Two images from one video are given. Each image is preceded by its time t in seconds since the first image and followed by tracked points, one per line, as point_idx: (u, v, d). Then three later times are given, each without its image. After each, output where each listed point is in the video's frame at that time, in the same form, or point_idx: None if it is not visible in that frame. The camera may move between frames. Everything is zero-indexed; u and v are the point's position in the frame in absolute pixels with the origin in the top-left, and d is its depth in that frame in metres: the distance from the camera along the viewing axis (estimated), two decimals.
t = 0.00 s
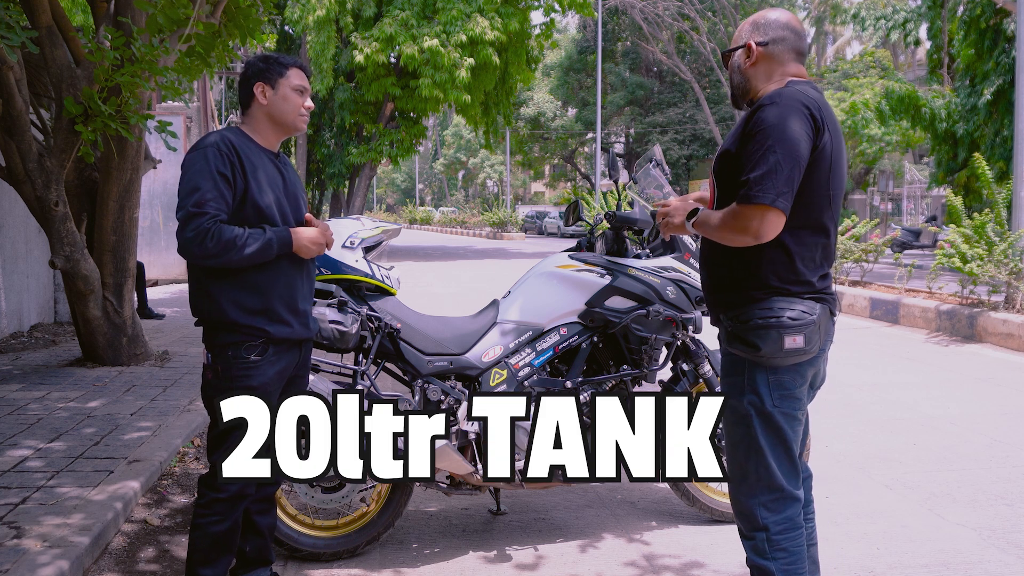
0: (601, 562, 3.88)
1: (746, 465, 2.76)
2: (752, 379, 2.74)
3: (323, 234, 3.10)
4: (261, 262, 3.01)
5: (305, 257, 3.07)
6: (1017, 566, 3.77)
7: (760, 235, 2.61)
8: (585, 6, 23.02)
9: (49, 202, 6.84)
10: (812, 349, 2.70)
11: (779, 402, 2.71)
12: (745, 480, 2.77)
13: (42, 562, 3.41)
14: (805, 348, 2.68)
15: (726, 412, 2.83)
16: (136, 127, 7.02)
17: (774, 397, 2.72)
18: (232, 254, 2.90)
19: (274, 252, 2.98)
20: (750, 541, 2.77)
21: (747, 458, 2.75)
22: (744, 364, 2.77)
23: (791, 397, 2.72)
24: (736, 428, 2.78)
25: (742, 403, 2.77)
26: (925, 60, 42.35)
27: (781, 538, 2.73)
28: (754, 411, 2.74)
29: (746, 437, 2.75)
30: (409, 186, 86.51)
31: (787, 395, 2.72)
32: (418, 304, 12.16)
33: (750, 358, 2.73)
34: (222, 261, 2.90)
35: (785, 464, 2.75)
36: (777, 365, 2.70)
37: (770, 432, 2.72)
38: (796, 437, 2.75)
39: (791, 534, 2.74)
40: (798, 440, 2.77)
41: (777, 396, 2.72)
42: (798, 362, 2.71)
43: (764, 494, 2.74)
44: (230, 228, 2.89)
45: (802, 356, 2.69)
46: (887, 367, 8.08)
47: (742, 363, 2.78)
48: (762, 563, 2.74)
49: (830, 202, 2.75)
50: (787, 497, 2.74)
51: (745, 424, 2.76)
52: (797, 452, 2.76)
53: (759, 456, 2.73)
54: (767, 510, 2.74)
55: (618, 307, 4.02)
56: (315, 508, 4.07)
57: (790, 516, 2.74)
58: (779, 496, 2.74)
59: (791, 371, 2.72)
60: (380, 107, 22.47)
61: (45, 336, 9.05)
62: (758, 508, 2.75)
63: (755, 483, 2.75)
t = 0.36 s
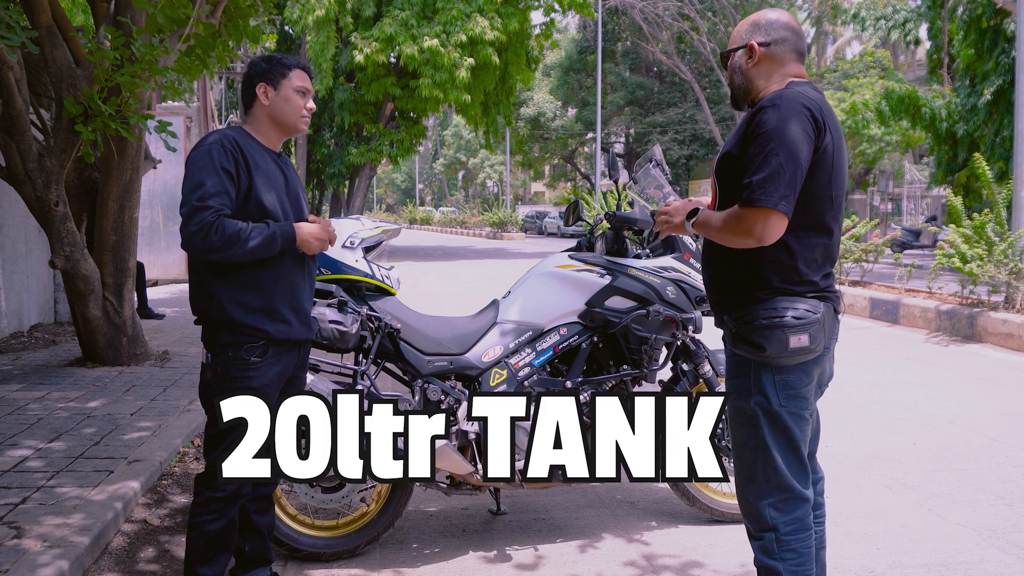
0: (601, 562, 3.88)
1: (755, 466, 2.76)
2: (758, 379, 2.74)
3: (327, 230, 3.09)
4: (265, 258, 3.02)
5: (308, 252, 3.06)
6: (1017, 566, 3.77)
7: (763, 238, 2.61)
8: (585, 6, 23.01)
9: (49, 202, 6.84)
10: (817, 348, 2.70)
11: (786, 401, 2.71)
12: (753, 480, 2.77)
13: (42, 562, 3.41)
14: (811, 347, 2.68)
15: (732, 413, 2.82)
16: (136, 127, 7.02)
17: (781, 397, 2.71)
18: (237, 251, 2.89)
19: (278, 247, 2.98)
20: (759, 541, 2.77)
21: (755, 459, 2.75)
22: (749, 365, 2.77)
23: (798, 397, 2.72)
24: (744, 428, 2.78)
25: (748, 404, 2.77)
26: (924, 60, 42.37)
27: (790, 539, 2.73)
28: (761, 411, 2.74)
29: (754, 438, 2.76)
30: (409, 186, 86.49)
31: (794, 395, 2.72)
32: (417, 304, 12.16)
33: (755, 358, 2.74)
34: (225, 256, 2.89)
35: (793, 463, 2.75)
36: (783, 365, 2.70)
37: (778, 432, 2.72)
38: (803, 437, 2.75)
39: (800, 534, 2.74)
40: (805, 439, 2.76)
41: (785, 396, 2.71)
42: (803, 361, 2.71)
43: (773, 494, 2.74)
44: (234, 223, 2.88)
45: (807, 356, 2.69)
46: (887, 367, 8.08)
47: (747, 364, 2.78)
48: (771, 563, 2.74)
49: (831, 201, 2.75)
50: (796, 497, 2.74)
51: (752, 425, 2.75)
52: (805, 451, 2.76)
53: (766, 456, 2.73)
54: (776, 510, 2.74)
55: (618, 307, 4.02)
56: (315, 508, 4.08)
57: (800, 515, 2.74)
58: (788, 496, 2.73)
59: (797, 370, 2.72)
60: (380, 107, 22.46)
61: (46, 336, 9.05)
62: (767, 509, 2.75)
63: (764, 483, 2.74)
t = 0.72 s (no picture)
0: (601, 562, 3.88)
1: (752, 466, 2.76)
2: (755, 379, 2.74)
3: (327, 230, 3.08)
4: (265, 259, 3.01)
5: (310, 251, 3.06)
6: (1017, 566, 3.77)
7: (752, 236, 2.61)
8: (585, 5, 23.01)
9: (49, 202, 6.84)
10: (814, 348, 2.69)
11: (783, 402, 2.71)
12: (751, 480, 2.77)
13: (41, 562, 3.41)
14: (807, 348, 2.67)
15: (730, 412, 2.83)
16: (136, 127, 7.02)
17: (777, 397, 2.71)
18: (235, 251, 2.90)
19: (279, 248, 2.97)
20: (757, 542, 2.77)
21: (752, 459, 2.75)
22: (747, 365, 2.78)
23: (795, 398, 2.72)
24: (741, 428, 2.78)
25: (746, 404, 2.77)
26: (924, 60, 42.39)
27: (788, 539, 2.73)
28: (758, 412, 2.74)
29: (751, 438, 2.76)
30: (409, 186, 86.48)
31: (791, 395, 2.71)
32: (417, 304, 12.16)
33: (751, 359, 2.74)
34: (227, 258, 2.90)
35: (791, 464, 2.74)
36: (779, 366, 2.70)
37: (775, 432, 2.72)
38: (801, 437, 2.74)
39: (798, 535, 2.73)
40: (803, 440, 2.75)
41: (781, 397, 2.71)
42: (800, 362, 2.70)
43: (771, 495, 2.74)
44: (234, 225, 2.89)
45: (804, 356, 2.68)
46: (888, 367, 8.08)
47: (746, 364, 2.78)
48: (768, 563, 2.74)
49: (829, 200, 2.74)
50: (794, 497, 2.74)
51: (749, 425, 2.76)
52: (802, 452, 2.75)
53: (763, 457, 2.73)
54: (774, 510, 2.74)
55: (618, 307, 4.02)
56: (315, 508, 4.07)
57: (797, 516, 2.74)
58: (785, 496, 2.73)
59: (794, 371, 2.71)
60: (380, 107, 22.45)
61: (45, 336, 9.05)
62: (765, 509, 2.75)
63: (762, 483, 2.74)
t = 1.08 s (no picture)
0: (601, 562, 3.88)
1: (749, 466, 2.77)
2: (753, 380, 2.75)
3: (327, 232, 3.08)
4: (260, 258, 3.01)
5: (304, 257, 3.06)
6: (1017, 566, 3.77)
7: (752, 238, 2.61)
8: (585, 6, 23.01)
9: (49, 202, 6.84)
10: (813, 349, 2.69)
11: (781, 402, 2.71)
12: (749, 480, 2.77)
13: (41, 562, 3.41)
14: (806, 348, 2.67)
15: (729, 412, 2.83)
16: (136, 127, 7.02)
17: (776, 397, 2.71)
18: (227, 248, 2.90)
19: (271, 250, 2.97)
20: (755, 542, 2.77)
21: (750, 459, 2.76)
22: (746, 365, 2.78)
23: (794, 398, 2.71)
24: (739, 428, 2.79)
25: (744, 404, 2.77)
26: (924, 60, 42.40)
27: (786, 540, 2.72)
28: (756, 412, 2.74)
29: (749, 438, 2.76)
30: (409, 186, 86.47)
31: (789, 396, 2.71)
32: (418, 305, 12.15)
33: (750, 359, 2.74)
34: (217, 254, 2.89)
35: (789, 464, 2.74)
36: (777, 366, 2.70)
37: (773, 432, 2.72)
38: (799, 438, 2.74)
39: (796, 535, 2.73)
40: (802, 440, 2.75)
41: (780, 398, 2.71)
42: (799, 363, 2.70)
43: (769, 494, 2.74)
44: (228, 222, 2.89)
45: (803, 357, 2.68)
46: (888, 367, 8.08)
47: (745, 364, 2.79)
48: (766, 564, 2.74)
49: (830, 203, 2.74)
50: (792, 497, 2.73)
51: (747, 425, 2.76)
52: (800, 452, 2.74)
53: (761, 457, 2.73)
54: (771, 510, 2.74)
55: (618, 307, 4.02)
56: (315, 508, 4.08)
57: (795, 516, 2.73)
58: (783, 497, 2.73)
59: (793, 371, 2.71)
60: (380, 107, 22.45)
61: (46, 336, 9.05)
62: (763, 509, 2.75)
63: (760, 483, 2.74)
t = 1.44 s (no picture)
0: (601, 562, 3.88)
1: (752, 467, 2.77)
2: (755, 381, 2.74)
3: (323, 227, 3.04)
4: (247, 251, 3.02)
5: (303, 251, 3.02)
6: (1017, 566, 3.77)
7: (755, 241, 2.61)
8: (585, 6, 23.00)
9: (49, 202, 6.84)
10: (815, 349, 2.69)
11: (783, 402, 2.71)
12: (752, 480, 2.77)
13: (41, 561, 3.41)
14: (808, 349, 2.67)
15: (731, 413, 2.83)
16: (136, 127, 7.01)
17: (778, 398, 2.71)
18: (217, 239, 2.90)
19: (260, 243, 2.95)
20: (757, 543, 2.77)
21: (752, 460, 2.75)
22: (748, 365, 2.78)
23: (796, 399, 2.71)
24: (742, 429, 2.79)
25: (747, 405, 2.77)
26: (924, 60, 42.40)
27: (788, 541, 2.72)
28: (759, 412, 2.74)
29: (751, 439, 2.76)
30: (409, 186, 86.45)
31: (791, 396, 2.71)
32: (417, 305, 12.15)
33: (752, 359, 2.74)
34: (207, 243, 2.91)
35: (791, 465, 2.74)
36: (780, 366, 2.70)
37: (775, 433, 2.72)
38: (802, 439, 2.74)
39: (798, 536, 2.73)
40: (804, 440, 2.75)
41: (783, 398, 2.71)
42: (801, 363, 2.70)
43: (771, 495, 2.74)
44: (218, 213, 2.90)
45: (805, 357, 2.68)
46: (887, 366, 8.08)
47: (746, 365, 2.78)
48: (768, 564, 2.74)
49: (832, 205, 2.74)
50: (794, 498, 2.73)
51: (750, 425, 2.76)
52: (803, 453, 2.74)
53: (763, 458, 2.73)
54: (774, 511, 2.74)
55: (618, 307, 4.02)
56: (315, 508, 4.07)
57: (797, 517, 2.73)
58: (785, 497, 2.73)
59: (795, 372, 2.71)
60: (380, 107, 22.45)
61: (46, 336, 9.05)
62: (765, 509, 2.75)
63: (762, 483, 2.74)
